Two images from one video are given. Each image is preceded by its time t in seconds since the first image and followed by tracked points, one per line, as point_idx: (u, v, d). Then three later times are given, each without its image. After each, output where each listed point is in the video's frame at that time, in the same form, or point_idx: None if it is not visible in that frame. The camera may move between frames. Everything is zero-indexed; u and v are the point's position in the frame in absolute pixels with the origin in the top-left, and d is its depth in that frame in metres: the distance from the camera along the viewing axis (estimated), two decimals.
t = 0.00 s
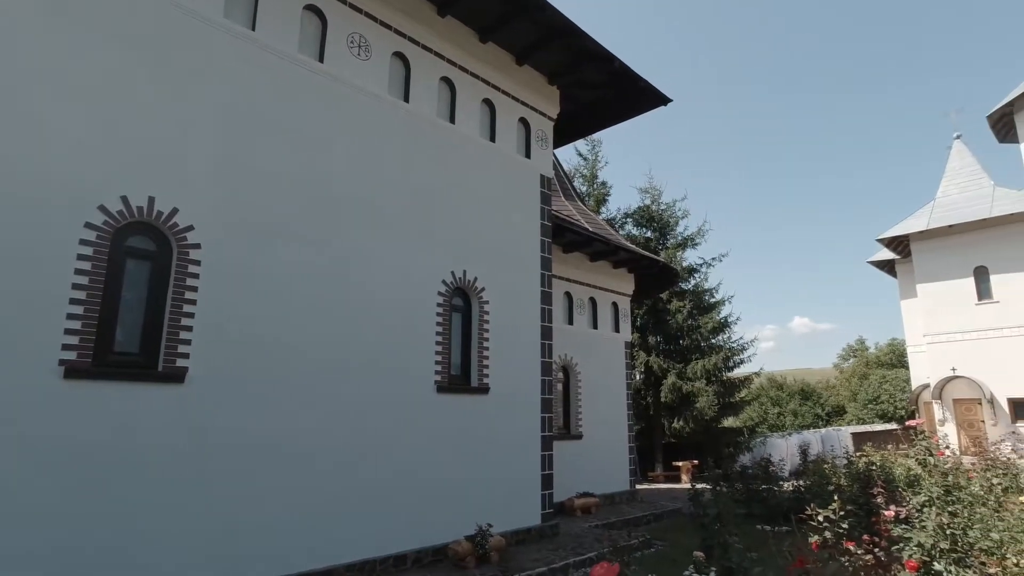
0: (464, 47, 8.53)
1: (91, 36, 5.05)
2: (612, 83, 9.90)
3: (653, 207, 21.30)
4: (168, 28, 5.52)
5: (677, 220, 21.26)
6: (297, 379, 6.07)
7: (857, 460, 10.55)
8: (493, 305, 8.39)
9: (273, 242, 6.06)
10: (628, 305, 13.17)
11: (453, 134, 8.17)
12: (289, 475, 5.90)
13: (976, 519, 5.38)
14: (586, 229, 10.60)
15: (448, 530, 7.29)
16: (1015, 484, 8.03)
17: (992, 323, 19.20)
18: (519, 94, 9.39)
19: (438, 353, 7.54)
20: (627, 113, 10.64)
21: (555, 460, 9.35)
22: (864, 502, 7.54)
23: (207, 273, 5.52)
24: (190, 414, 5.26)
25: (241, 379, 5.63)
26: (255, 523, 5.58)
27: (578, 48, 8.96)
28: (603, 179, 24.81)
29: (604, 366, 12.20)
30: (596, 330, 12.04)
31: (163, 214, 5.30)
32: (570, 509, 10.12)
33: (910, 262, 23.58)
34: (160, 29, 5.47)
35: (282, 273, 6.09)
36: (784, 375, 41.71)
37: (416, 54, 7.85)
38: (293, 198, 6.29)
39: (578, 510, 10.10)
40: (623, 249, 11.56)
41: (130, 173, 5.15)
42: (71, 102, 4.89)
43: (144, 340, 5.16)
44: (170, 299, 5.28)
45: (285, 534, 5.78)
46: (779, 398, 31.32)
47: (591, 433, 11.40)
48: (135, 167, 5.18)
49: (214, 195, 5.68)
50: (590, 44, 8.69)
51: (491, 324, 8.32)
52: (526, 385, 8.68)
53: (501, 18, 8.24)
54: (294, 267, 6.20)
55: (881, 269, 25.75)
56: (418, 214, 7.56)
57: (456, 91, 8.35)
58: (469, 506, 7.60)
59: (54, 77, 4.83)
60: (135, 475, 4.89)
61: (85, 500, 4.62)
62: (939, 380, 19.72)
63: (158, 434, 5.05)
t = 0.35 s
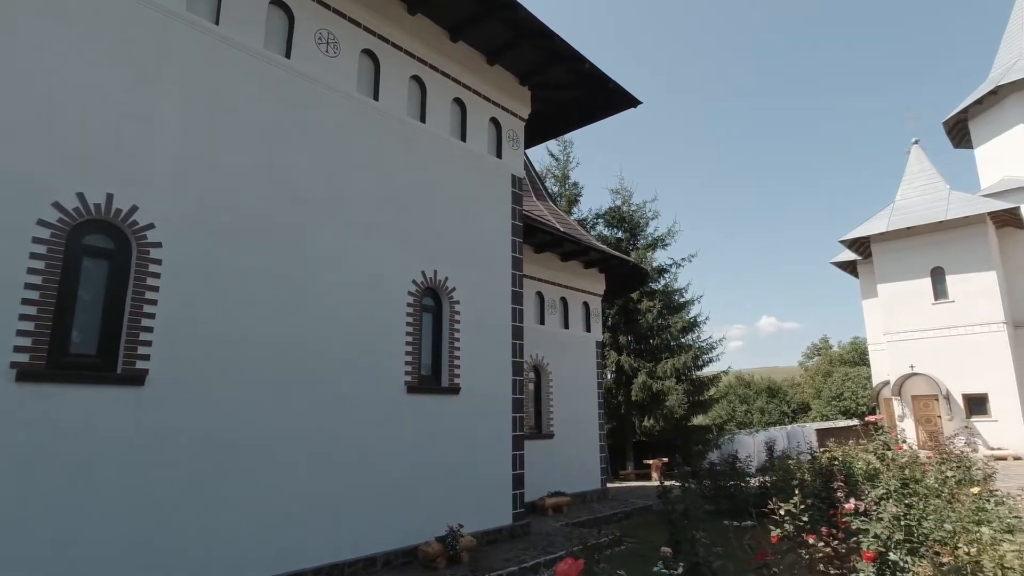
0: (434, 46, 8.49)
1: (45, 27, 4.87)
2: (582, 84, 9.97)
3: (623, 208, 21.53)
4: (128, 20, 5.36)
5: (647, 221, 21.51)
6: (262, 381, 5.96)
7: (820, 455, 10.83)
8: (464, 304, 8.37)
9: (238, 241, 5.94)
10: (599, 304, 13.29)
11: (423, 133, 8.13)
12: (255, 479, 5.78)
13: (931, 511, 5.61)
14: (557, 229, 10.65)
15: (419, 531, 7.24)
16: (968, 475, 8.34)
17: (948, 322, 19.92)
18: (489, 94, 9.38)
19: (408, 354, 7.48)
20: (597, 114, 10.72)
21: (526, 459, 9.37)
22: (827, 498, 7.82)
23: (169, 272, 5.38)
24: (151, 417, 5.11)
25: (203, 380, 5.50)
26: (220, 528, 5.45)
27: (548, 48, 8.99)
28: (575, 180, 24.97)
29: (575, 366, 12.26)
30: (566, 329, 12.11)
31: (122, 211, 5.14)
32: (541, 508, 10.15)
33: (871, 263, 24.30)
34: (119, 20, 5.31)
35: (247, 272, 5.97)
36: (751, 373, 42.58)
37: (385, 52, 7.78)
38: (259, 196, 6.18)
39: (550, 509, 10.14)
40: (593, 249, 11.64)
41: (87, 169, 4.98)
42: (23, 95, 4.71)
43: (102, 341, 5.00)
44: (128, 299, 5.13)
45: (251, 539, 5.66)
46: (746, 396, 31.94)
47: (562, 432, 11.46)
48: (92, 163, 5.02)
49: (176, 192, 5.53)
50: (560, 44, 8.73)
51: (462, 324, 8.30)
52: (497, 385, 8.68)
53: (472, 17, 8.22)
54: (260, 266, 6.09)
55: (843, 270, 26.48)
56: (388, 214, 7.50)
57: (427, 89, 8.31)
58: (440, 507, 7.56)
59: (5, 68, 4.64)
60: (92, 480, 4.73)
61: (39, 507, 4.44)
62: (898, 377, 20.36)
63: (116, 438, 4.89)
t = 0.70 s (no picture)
0: (405, 44, 8.43)
1: None
2: (553, 85, 10.01)
3: (595, 209, 21.70)
4: (87, 11, 5.19)
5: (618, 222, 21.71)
6: (229, 382, 5.82)
7: (785, 452, 11.08)
8: (435, 305, 8.33)
9: (203, 239, 5.79)
10: (571, 304, 13.36)
11: (394, 132, 8.06)
12: (221, 483, 5.63)
13: (890, 504, 5.79)
14: (529, 229, 10.68)
15: (390, 533, 7.17)
16: (923, 469, 8.64)
17: (907, 321, 20.58)
18: (461, 94, 9.36)
19: (379, 354, 7.41)
20: (569, 115, 10.78)
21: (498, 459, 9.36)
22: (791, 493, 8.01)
23: (130, 271, 5.22)
24: (111, 420, 4.94)
25: (167, 382, 5.34)
26: (185, 534, 5.30)
27: (520, 49, 9.01)
28: (547, 180, 25.07)
29: (546, 366, 12.30)
30: (538, 330, 12.14)
31: (79, 208, 4.97)
32: (513, 508, 10.15)
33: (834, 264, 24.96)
34: (78, 11, 5.13)
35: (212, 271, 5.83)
36: (719, 372, 43.33)
37: (355, 49, 7.70)
38: (225, 193, 6.04)
39: (522, 509, 10.14)
40: (565, 250, 11.70)
41: (43, 164, 4.80)
42: None
43: (57, 343, 4.82)
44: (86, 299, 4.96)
45: (217, 545, 5.52)
46: (715, 394, 32.49)
47: (534, 432, 11.48)
48: (49, 158, 4.84)
49: (138, 189, 5.37)
50: (532, 46, 8.76)
51: (434, 324, 8.25)
52: (468, 385, 8.65)
53: (443, 16, 8.19)
54: (226, 265, 5.95)
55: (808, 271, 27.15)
56: (358, 213, 7.42)
57: (397, 88, 8.24)
58: (411, 508, 7.50)
59: None
60: (49, 486, 4.55)
61: None
62: (860, 375, 20.96)
63: (75, 442, 4.72)
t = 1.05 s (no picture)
0: (377, 41, 8.36)
1: None
2: (527, 85, 10.03)
3: (569, 209, 21.80)
4: None
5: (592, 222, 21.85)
6: (194, 383, 5.68)
7: (754, 449, 11.30)
8: (407, 304, 8.26)
9: (167, 236, 5.64)
10: (544, 304, 13.40)
11: (366, 129, 7.99)
12: (185, 486, 5.49)
13: (853, 500, 5.94)
14: (502, 229, 10.66)
15: (360, 535, 7.10)
16: (883, 464, 8.91)
17: (871, 321, 21.16)
18: (434, 91, 9.31)
19: (350, 354, 7.32)
20: (543, 115, 10.79)
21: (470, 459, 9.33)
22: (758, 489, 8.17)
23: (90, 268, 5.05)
24: (69, 422, 4.78)
25: (129, 383, 5.19)
26: (147, 538, 5.16)
27: (494, 48, 8.98)
28: (521, 180, 25.10)
29: (519, 365, 12.31)
30: (511, 329, 12.15)
31: (34, 202, 4.78)
32: (486, 508, 10.13)
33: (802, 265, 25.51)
34: None
35: (176, 269, 5.67)
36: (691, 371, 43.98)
37: (325, 45, 7.59)
38: (191, 189, 5.89)
39: (495, 509, 10.13)
40: (538, 249, 11.72)
41: None
42: None
43: (10, 342, 4.64)
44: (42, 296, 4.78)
45: (181, 549, 5.38)
46: (687, 393, 32.95)
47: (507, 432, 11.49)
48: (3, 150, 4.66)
49: (98, 183, 5.20)
50: (506, 45, 8.74)
51: (405, 324, 8.19)
52: (441, 385, 8.61)
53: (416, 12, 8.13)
54: (191, 263, 5.81)
55: (777, 271, 27.71)
56: (330, 211, 7.32)
57: (369, 84, 8.16)
58: (382, 509, 7.44)
59: None
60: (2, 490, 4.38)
61: None
62: (826, 373, 21.47)
63: (30, 445, 4.55)
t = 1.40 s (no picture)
0: (347, 34, 8.24)
1: None
2: (499, 82, 10.00)
3: (542, 207, 21.85)
4: None
5: (565, 220, 21.94)
6: (155, 380, 5.50)
7: (721, 444, 11.49)
8: (377, 301, 8.16)
9: (125, 229, 5.45)
10: (516, 301, 13.40)
11: (335, 123, 7.87)
12: (144, 486, 5.32)
13: (813, 494, 6.09)
14: (474, 226, 10.62)
15: (328, 535, 6.98)
16: (844, 459, 9.14)
17: (835, 320, 21.70)
18: (405, 86, 9.21)
19: (317, 351, 7.19)
20: (516, 112, 10.77)
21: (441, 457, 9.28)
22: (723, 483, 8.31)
23: (41, 261, 4.84)
24: (18, 421, 4.57)
25: (84, 380, 4.99)
26: (104, 541, 4.97)
27: (466, 43, 8.93)
28: (494, 178, 25.07)
29: (491, 363, 12.28)
30: (483, 327, 12.11)
31: None
32: (456, 506, 10.09)
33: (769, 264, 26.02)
34: None
35: (135, 263, 5.49)
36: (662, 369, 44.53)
37: (293, 36, 7.45)
38: (151, 181, 5.71)
39: (465, 507, 10.10)
40: (510, 247, 11.71)
41: None
42: None
43: None
44: None
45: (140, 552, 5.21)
46: (657, 390, 33.35)
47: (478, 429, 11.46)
48: None
49: (51, 173, 4.99)
50: (478, 41, 8.70)
51: (374, 321, 8.09)
52: (410, 383, 8.54)
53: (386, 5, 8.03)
54: (151, 257, 5.62)
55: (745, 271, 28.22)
56: (298, 206, 7.20)
57: (338, 78, 8.03)
58: (351, 507, 7.34)
59: None
60: None
61: None
62: (792, 370, 21.95)
63: None
